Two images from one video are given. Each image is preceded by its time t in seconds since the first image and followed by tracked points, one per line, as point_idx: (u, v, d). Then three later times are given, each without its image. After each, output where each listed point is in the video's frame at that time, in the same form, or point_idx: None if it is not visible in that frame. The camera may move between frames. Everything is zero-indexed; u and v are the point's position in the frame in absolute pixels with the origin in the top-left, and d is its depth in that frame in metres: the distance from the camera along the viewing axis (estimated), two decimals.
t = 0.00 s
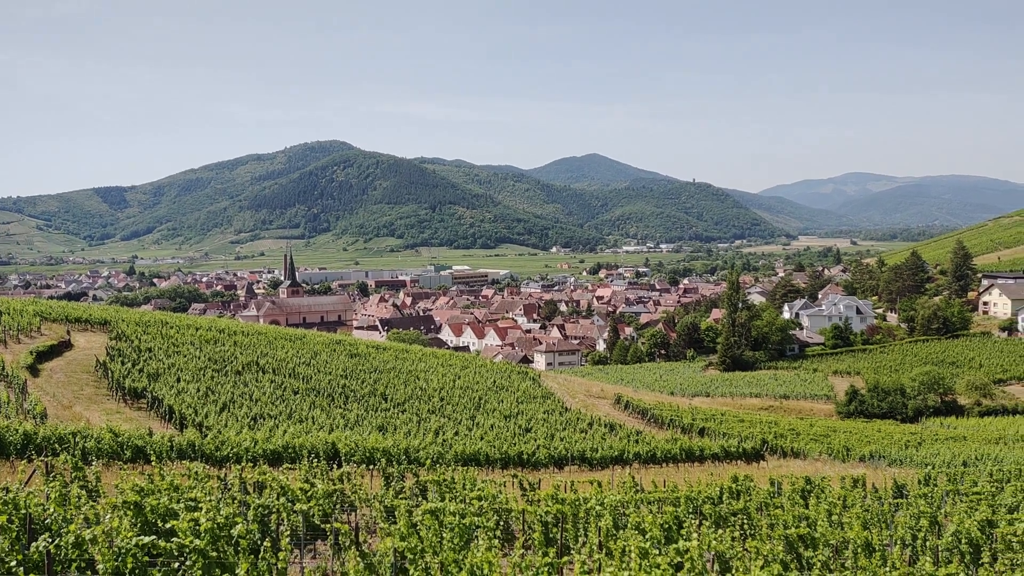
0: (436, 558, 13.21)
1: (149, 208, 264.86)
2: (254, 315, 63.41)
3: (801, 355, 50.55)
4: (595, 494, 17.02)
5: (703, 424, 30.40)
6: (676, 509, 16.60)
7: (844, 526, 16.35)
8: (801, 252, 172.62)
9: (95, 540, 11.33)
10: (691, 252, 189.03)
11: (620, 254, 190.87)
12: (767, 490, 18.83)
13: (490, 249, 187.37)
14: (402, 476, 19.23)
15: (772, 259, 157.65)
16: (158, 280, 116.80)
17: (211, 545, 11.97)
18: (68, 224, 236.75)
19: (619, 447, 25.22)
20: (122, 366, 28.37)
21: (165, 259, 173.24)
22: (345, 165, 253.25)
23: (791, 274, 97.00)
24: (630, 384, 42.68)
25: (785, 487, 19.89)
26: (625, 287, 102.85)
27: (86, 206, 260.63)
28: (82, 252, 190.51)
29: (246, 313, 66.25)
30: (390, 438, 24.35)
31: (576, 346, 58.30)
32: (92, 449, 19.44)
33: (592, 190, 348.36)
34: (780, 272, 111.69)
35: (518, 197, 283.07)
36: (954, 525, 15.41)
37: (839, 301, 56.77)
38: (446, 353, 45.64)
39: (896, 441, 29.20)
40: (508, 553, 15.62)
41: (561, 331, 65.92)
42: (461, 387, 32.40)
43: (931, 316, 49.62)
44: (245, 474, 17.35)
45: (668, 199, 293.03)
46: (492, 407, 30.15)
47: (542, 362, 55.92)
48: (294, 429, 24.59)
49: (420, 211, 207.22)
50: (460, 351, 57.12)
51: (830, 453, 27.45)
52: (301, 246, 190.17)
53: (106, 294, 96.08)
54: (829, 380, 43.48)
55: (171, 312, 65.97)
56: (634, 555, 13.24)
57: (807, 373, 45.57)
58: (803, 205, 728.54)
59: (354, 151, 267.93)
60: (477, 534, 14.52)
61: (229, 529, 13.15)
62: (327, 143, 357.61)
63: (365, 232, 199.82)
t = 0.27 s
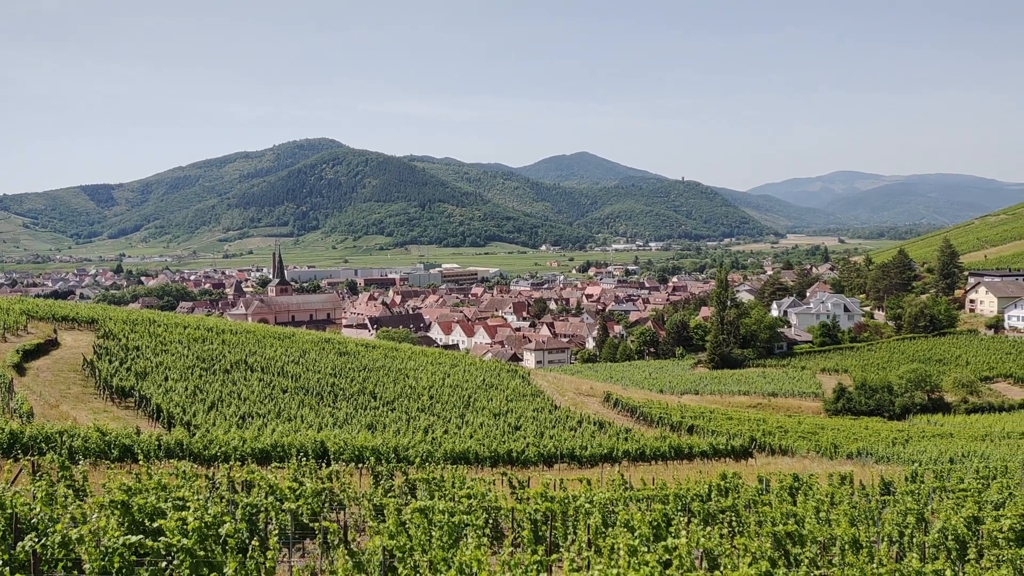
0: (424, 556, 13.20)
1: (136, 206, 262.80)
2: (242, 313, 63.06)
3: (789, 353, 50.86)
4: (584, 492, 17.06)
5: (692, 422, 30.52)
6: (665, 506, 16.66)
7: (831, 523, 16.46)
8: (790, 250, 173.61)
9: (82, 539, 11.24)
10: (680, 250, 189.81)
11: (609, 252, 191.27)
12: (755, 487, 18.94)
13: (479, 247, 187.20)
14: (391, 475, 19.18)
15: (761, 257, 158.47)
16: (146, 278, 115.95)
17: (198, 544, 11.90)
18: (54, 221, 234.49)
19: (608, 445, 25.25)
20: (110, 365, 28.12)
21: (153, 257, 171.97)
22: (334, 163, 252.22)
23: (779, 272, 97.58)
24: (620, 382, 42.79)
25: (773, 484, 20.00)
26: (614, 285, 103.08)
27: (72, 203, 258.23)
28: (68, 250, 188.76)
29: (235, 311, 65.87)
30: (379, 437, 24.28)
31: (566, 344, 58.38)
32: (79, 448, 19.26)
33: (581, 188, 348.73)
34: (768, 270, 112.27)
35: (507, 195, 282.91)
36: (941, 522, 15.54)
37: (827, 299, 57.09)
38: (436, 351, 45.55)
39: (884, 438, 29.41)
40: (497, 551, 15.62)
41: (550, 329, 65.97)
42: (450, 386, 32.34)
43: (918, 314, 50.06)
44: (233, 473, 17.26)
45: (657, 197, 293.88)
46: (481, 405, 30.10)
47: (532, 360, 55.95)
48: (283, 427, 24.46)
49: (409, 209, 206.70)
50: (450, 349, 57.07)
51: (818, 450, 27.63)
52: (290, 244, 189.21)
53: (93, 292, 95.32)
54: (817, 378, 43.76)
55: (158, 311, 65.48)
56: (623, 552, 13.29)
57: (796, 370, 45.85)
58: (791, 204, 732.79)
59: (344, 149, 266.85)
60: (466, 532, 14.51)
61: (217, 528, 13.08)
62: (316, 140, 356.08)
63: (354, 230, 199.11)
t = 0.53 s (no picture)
0: (414, 555, 13.17)
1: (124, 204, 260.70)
2: (231, 311, 62.71)
3: (778, 351, 51.11)
4: (574, 490, 17.10)
5: (681, 419, 30.61)
6: (654, 504, 16.72)
7: (820, 520, 16.54)
8: (779, 249, 174.37)
9: (69, 538, 11.17)
10: (670, 249, 190.31)
11: (600, 249, 191.56)
12: (744, 485, 19.01)
13: (469, 245, 186.96)
14: (380, 474, 19.13)
15: (750, 255, 159.20)
16: (134, 276, 115.08)
17: (187, 543, 11.85)
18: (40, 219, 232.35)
19: (598, 443, 25.27)
20: (98, 364, 27.87)
21: (141, 255, 170.68)
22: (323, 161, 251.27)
23: (769, 270, 97.88)
24: (610, 380, 42.89)
25: (762, 481, 20.09)
26: (604, 283, 103.26)
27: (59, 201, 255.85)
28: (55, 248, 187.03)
29: (223, 310, 65.49)
30: (369, 435, 24.17)
31: (556, 342, 58.45)
32: (67, 447, 19.11)
33: (571, 186, 349.03)
34: (757, 269, 112.78)
35: (497, 193, 282.72)
36: (928, 519, 15.66)
37: (816, 297, 57.37)
38: (426, 349, 45.46)
39: (872, 435, 29.62)
40: (487, 549, 15.59)
41: (541, 327, 66.05)
42: (440, 384, 32.29)
43: (906, 311, 50.44)
44: (222, 472, 17.18)
45: (647, 195, 294.47)
46: (471, 403, 30.08)
47: (522, 357, 55.95)
48: (272, 426, 24.36)
49: (399, 208, 206.17)
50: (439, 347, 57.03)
51: (807, 447, 27.79)
52: (279, 243, 188.29)
53: (81, 290, 94.50)
54: (806, 375, 44.02)
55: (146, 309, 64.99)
56: (613, 549, 13.31)
57: (785, 368, 46.10)
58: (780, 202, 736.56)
59: (333, 147, 265.73)
60: (456, 530, 14.50)
61: (206, 527, 12.99)
62: (305, 138, 354.57)
63: (344, 227, 198.37)
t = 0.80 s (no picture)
0: (404, 553, 13.15)
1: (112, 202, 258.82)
2: (221, 310, 62.38)
3: (768, 349, 51.33)
4: (565, 488, 17.11)
5: (672, 417, 30.71)
6: (645, 502, 16.76)
7: (810, 517, 16.64)
8: (770, 247, 174.97)
9: (58, 538, 11.08)
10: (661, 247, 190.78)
11: (591, 248, 191.77)
12: (734, 482, 19.10)
13: (461, 244, 186.78)
14: (371, 472, 19.09)
15: (741, 253, 159.86)
16: (124, 275, 114.30)
17: (177, 542, 11.78)
18: (28, 216, 230.37)
19: (589, 441, 25.31)
20: (87, 362, 27.68)
21: (130, 253, 169.57)
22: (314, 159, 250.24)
23: (759, 269, 98.29)
24: (602, 378, 42.95)
25: (752, 479, 20.18)
26: (595, 282, 103.35)
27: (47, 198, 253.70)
28: (43, 246, 185.47)
29: (214, 308, 65.15)
30: (360, 434, 24.09)
31: (547, 340, 58.51)
32: (56, 446, 18.99)
33: (563, 184, 349.08)
34: (748, 267, 113.21)
35: (489, 191, 282.50)
36: (918, 516, 15.78)
37: (806, 294, 57.68)
38: (417, 347, 45.39)
39: (861, 433, 29.81)
40: (478, 547, 15.59)
41: (532, 325, 66.09)
42: (431, 382, 32.27)
43: (895, 309, 50.81)
44: (213, 471, 17.10)
45: (639, 194, 294.98)
46: (463, 401, 30.07)
47: (513, 356, 55.98)
48: (263, 424, 24.27)
49: (390, 206, 205.66)
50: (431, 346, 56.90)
51: (797, 445, 27.94)
52: (269, 241, 187.48)
53: (70, 288, 93.74)
54: (796, 373, 44.29)
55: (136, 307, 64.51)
56: (604, 547, 13.34)
57: (775, 366, 46.34)
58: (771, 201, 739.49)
59: (324, 145, 264.71)
60: (447, 528, 14.47)
61: (195, 526, 12.92)
62: (296, 136, 353.14)
63: (335, 226, 197.73)
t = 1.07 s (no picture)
0: (396, 552, 13.12)
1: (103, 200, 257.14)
2: (213, 308, 62.07)
3: (760, 347, 51.51)
4: (558, 486, 17.13)
5: (664, 415, 30.78)
6: (637, 499, 16.79)
7: (801, 514, 16.73)
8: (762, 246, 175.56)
9: (48, 538, 11.01)
10: (653, 245, 191.14)
11: (583, 246, 191.82)
12: (725, 480, 19.17)
13: (453, 242, 186.49)
14: (363, 471, 19.05)
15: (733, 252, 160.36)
16: (114, 273, 113.57)
17: (167, 541, 11.72)
18: (17, 215, 228.59)
19: (581, 439, 25.33)
20: (78, 360, 27.51)
21: (121, 252, 168.52)
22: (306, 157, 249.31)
23: (751, 267, 98.57)
24: (594, 377, 42.97)
25: (743, 476, 20.26)
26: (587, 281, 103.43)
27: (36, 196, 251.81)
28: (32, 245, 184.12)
29: (205, 307, 64.86)
30: (352, 433, 24.01)
31: (539, 339, 58.52)
32: (46, 446, 18.88)
33: (555, 183, 349.07)
34: (740, 265, 113.50)
35: (481, 190, 282.16)
36: (908, 513, 15.87)
37: (798, 293, 57.92)
38: (409, 346, 45.28)
39: (852, 431, 29.96)
40: (470, 546, 15.57)
41: (524, 324, 66.08)
42: (423, 381, 32.22)
43: (886, 308, 51.11)
44: (204, 469, 17.05)
45: (631, 192, 295.32)
46: (455, 400, 30.04)
47: (505, 354, 55.95)
48: (255, 423, 24.18)
49: (382, 204, 205.20)
50: (423, 344, 56.77)
51: (788, 443, 28.05)
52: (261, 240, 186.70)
53: (60, 287, 93.06)
54: (787, 371, 44.50)
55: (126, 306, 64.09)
56: (596, 546, 13.35)
57: (767, 364, 46.53)
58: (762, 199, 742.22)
59: (315, 142, 263.86)
60: (439, 527, 14.46)
61: (187, 525, 12.86)
62: (288, 134, 351.81)
63: (327, 224, 197.10)
